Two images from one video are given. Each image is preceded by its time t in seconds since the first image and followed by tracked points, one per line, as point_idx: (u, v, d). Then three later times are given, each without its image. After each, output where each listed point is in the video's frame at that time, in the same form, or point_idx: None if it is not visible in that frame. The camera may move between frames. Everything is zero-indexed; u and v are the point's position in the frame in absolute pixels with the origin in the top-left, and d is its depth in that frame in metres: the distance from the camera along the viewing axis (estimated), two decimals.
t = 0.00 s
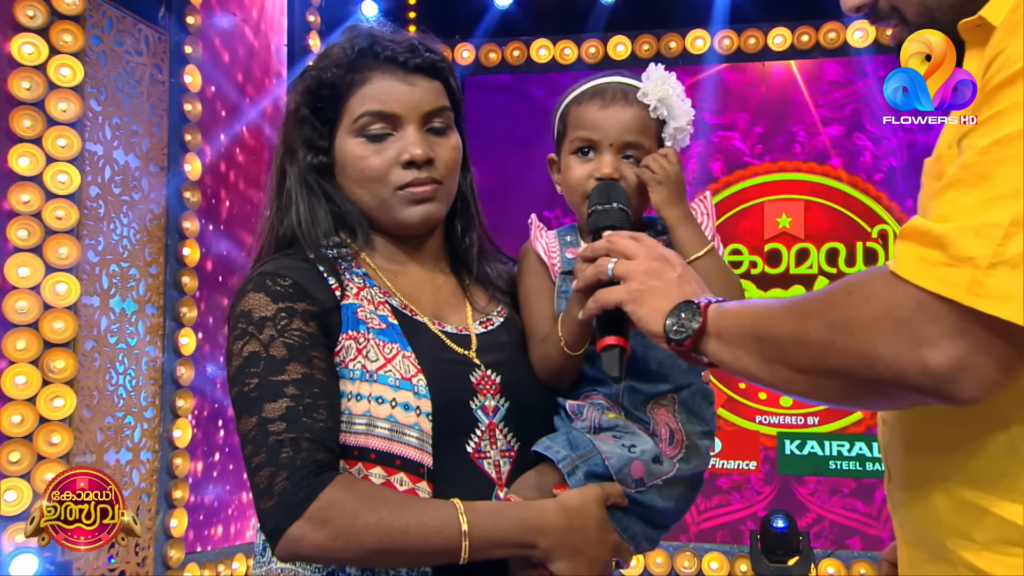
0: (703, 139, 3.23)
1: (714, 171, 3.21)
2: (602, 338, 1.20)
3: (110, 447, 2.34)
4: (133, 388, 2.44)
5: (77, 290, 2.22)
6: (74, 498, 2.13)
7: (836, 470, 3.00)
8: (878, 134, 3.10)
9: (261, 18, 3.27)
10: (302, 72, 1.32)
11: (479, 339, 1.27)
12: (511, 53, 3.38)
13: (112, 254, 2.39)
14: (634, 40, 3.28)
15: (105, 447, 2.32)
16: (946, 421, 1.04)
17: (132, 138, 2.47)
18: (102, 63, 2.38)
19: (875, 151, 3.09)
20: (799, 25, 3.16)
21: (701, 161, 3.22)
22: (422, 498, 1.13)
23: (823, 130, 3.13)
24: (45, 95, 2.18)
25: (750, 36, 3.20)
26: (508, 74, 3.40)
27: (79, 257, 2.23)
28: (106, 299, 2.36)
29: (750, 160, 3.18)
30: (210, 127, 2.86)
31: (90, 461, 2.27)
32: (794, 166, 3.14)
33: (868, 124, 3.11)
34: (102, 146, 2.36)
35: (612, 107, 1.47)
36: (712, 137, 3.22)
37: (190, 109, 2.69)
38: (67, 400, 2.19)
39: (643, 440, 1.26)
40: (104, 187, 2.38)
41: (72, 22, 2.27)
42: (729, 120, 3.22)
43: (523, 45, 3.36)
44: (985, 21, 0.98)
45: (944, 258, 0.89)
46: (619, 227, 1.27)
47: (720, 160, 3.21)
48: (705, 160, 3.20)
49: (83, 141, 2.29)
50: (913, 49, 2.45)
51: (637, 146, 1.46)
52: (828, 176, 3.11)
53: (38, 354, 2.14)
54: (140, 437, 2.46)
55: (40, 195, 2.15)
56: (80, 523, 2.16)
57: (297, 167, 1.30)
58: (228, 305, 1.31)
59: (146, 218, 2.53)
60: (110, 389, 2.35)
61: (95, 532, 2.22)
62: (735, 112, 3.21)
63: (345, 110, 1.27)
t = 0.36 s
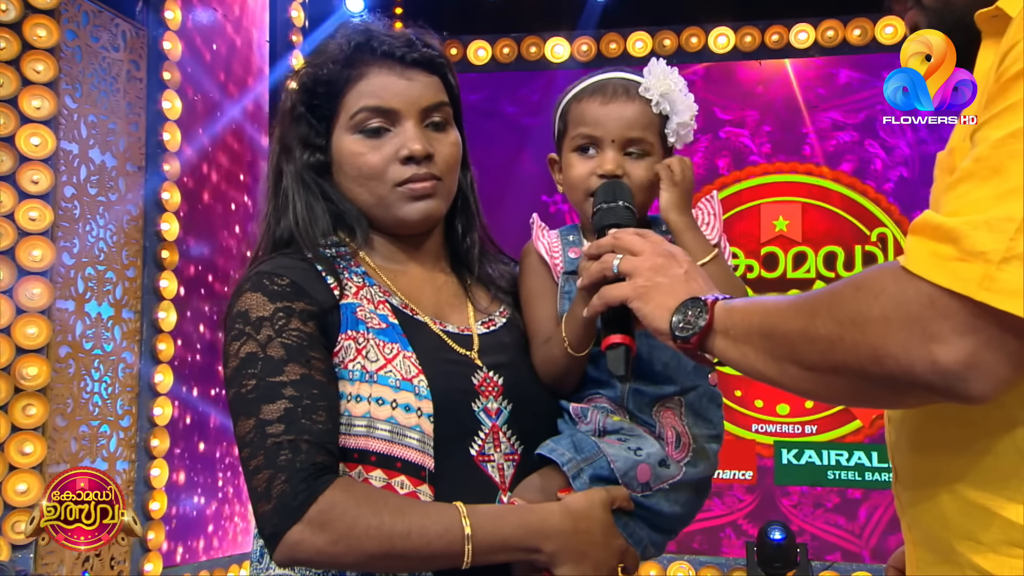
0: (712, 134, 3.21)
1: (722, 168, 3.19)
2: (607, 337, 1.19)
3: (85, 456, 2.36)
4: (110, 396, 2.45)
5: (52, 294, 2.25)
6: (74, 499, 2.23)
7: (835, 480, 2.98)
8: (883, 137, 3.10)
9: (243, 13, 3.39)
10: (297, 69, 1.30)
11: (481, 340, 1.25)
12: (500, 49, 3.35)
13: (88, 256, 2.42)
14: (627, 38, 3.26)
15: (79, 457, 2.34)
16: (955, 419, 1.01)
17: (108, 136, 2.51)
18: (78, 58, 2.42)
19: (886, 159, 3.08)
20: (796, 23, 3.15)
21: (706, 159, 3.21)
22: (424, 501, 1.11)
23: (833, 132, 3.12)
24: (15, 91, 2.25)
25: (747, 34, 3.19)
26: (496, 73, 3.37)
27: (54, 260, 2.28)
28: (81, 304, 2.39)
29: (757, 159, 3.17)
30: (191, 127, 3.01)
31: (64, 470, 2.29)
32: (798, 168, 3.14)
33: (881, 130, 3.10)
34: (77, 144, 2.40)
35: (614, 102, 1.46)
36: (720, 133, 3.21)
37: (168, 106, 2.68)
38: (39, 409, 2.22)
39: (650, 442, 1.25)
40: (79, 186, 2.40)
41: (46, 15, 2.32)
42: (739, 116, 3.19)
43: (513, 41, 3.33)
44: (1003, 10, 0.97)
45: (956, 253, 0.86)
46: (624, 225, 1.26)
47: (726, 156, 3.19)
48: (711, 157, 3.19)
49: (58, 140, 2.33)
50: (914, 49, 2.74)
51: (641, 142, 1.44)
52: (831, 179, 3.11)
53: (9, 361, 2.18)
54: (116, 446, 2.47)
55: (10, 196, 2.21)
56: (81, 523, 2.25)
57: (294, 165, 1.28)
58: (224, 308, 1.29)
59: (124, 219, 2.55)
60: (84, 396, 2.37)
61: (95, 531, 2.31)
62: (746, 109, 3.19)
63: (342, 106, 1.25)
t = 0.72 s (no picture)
0: (718, 131, 3.23)
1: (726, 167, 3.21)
2: (607, 340, 1.18)
3: (67, 463, 2.34)
4: (91, 401, 2.45)
5: (33, 297, 2.22)
6: (74, 499, 2.28)
7: (827, 486, 3.01)
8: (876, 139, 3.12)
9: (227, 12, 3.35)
10: (301, 67, 1.29)
11: (482, 341, 1.25)
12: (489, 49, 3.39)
13: (70, 258, 2.40)
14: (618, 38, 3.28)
15: (61, 462, 2.32)
16: (957, 423, 0.99)
17: (90, 136, 2.50)
18: (60, 57, 2.41)
19: (891, 170, 3.09)
20: (788, 24, 3.19)
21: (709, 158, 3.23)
22: (427, 504, 1.10)
23: (839, 139, 3.15)
24: None
25: (738, 35, 3.21)
26: (484, 73, 3.40)
27: (35, 262, 2.23)
28: (64, 306, 2.37)
29: (761, 159, 3.19)
30: (174, 128, 3.00)
31: (45, 476, 2.26)
32: (799, 171, 3.16)
33: (887, 140, 3.11)
34: (59, 144, 2.39)
35: (597, 101, 1.44)
36: (727, 130, 3.23)
37: (152, 106, 2.70)
38: (19, 414, 2.18)
39: (653, 445, 1.25)
40: (61, 188, 2.40)
41: (27, 13, 2.26)
42: (747, 115, 3.22)
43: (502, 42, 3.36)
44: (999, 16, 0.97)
45: (959, 257, 0.84)
46: (625, 225, 1.25)
47: (730, 155, 3.21)
48: (713, 157, 3.21)
49: (39, 140, 2.32)
50: (913, 50, 2.77)
51: (630, 137, 1.43)
52: (828, 183, 3.13)
53: None
54: (96, 453, 2.46)
55: None
56: (81, 523, 2.30)
57: (296, 165, 1.27)
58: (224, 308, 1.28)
59: (106, 221, 2.55)
60: (66, 401, 2.36)
61: (95, 532, 2.35)
62: (754, 108, 3.21)
63: (346, 106, 1.24)
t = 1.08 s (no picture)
0: (723, 130, 3.26)
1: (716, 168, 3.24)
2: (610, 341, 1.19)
3: (59, 464, 2.34)
4: (83, 403, 2.45)
5: (26, 298, 2.21)
6: (75, 499, 2.30)
7: (819, 487, 3.02)
8: (866, 141, 3.16)
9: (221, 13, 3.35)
10: (309, 70, 1.31)
11: (487, 343, 1.26)
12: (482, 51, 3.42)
13: (62, 260, 2.40)
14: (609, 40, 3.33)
15: (53, 464, 2.32)
16: (956, 423, 1.00)
17: (83, 137, 2.50)
18: (53, 58, 2.41)
19: (892, 181, 3.13)
20: (780, 28, 3.24)
21: (713, 158, 3.25)
22: (435, 504, 1.11)
23: (843, 146, 3.17)
24: None
25: (730, 38, 3.25)
26: (478, 74, 3.42)
27: (28, 263, 2.23)
28: (56, 308, 2.37)
29: (765, 161, 3.21)
30: (168, 130, 3.00)
31: (37, 478, 2.26)
32: (796, 176, 3.18)
33: (892, 151, 3.14)
34: (51, 145, 2.39)
35: (593, 105, 1.45)
36: (732, 130, 3.25)
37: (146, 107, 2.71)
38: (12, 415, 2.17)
39: (657, 445, 1.27)
40: (53, 189, 2.39)
41: (20, 14, 2.25)
42: (753, 116, 3.24)
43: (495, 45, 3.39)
44: (998, 22, 0.98)
45: (964, 259, 0.86)
46: (626, 228, 1.26)
47: (735, 154, 3.24)
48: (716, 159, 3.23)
49: (32, 141, 2.31)
50: (915, 51, 2.76)
51: (628, 137, 1.44)
52: (820, 187, 3.16)
53: None
54: (89, 454, 2.46)
55: None
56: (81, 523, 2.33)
57: (303, 167, 1.28)
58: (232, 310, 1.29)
59: (98, 222, 2.56)
60: (58, 402, 2.36)
61: (95, 531, 2.39)
62: (761, 111, 3.23)
63: (353, 109, 1.26)
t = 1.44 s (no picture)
0: (725, 128, 3.28)
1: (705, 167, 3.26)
2: (603, 339, 1.20)
3: (46, 464, 2.33)
4: (71, 402, 2.45)
5: (14, 298, 2.20)
6: (74, 499, 2.35)
7: (805, 486, 3.04)
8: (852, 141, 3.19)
9: (208, 12, 3.33)
10: (310, 73, 1.32)
11: (489, 344, 1.28)
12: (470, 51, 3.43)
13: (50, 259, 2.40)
14: (600, 41, 3.31)
15: (41, 465, 2.31)
16: (952, 423, 1.02)
17: (71, 136, 2.50)
18: (41, 56, 2.41)
19: (889, 192, 3.15)
20: (768, 29, 3.25)
21: (713, 154, 3.27)
22: (439, 503, 1.13)
23: (842, 154, 3.19)
24: None
25: (719, 39, 3.27)
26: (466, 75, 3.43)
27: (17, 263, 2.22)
28: (44, 308, 2.37)
29: (764, 163, 3.23)
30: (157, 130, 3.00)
31: (25, 478, 2.26)
32: (783, 176, 3.21)
33: (890, 162, 3.17)
34: (39, 144, 2.38)
35: (591, 106, 1.47)
36: (733, 129, 3.27)
37: (133, 106, 2.71)
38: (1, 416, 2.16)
39: (657, 443, 1.29)
40: (41, 188, 2.39)
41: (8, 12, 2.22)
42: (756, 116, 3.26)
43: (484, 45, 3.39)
44: (989, 27, 1.01)
45: (960, 260, 0.87)
46: (626, 229, 1.27)
47: (734, 153, 3.25)
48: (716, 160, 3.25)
49: (19, 140, 2.30)
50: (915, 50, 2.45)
51: (626, 138, 1.45)
52: (808, 189, 3.19)
53: None
54: (77, 454, 2.47)
55: None
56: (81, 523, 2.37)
57: (306, 169, 1.29)
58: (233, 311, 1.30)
59: (86, 222, 2.55)
60: (46, 403, 2.35)
61: (94, 531, 2.43)
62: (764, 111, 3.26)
63: (355, 111, 1.27)
